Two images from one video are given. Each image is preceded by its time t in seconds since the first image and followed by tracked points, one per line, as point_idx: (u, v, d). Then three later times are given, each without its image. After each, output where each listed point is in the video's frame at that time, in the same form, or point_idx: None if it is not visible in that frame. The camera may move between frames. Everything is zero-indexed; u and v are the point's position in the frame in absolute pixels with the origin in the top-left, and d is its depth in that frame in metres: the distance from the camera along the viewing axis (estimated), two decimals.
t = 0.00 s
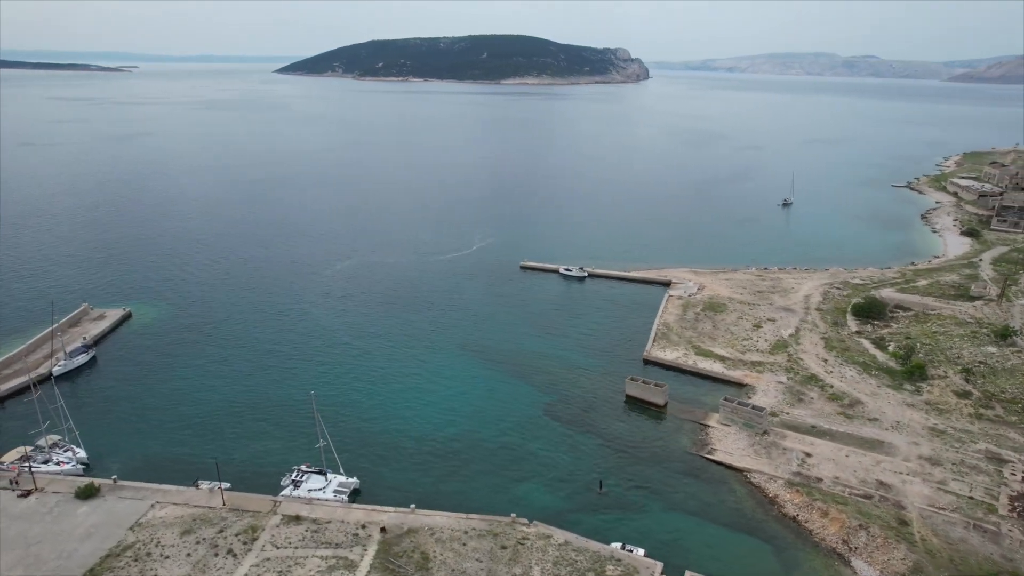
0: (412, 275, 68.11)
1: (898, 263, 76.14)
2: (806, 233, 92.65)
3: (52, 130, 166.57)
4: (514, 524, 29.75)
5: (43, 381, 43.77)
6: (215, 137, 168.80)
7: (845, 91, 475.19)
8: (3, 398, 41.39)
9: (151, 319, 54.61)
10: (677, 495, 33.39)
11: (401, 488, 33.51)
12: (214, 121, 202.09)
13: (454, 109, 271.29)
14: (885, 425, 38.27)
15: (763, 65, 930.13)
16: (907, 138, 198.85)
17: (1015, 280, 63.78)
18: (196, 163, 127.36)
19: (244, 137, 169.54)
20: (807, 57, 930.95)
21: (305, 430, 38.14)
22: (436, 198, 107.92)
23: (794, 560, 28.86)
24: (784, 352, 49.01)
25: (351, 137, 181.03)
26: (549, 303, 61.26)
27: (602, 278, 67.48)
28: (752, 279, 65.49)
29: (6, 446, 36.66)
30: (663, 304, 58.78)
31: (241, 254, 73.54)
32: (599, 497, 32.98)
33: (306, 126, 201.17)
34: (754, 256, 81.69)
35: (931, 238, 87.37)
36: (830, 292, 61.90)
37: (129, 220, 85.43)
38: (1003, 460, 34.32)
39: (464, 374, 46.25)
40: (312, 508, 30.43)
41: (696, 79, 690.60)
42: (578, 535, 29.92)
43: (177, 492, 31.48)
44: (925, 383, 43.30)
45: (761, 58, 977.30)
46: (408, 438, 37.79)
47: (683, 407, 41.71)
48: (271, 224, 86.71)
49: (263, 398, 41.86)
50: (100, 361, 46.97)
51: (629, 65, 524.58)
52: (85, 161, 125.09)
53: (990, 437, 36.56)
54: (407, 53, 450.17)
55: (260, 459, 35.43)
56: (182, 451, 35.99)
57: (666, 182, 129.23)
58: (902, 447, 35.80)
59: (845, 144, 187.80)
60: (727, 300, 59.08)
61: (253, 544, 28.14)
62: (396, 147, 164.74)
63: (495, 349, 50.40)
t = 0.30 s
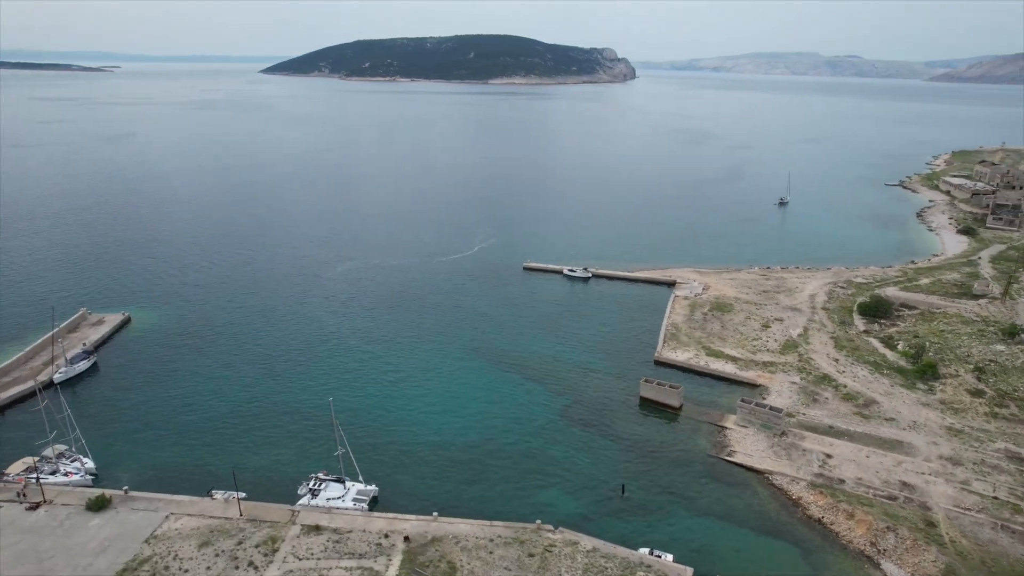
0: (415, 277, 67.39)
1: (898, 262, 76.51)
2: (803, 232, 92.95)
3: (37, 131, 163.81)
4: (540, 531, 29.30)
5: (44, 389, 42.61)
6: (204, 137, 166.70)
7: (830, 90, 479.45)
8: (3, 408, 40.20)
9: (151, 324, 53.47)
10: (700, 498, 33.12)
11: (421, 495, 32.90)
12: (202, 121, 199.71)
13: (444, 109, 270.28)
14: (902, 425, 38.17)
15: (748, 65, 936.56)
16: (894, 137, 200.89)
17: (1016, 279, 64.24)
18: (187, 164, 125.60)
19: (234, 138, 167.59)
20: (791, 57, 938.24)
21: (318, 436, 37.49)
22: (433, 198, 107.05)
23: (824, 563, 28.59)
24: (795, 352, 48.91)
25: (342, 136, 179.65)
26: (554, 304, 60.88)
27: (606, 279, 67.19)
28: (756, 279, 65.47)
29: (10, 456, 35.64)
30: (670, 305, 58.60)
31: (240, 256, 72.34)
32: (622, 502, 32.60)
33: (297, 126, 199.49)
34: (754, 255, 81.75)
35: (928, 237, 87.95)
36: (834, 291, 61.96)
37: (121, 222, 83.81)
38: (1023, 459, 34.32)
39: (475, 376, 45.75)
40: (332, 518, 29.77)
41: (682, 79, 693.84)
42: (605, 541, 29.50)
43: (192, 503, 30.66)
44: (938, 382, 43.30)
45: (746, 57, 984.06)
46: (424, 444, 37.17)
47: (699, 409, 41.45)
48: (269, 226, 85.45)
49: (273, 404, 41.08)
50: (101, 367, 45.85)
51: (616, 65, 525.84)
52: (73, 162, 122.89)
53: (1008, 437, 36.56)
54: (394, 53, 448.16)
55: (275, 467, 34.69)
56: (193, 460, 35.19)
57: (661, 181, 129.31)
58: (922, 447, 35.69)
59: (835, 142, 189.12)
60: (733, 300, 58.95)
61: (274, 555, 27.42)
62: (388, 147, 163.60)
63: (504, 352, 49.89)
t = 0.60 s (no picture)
0: (417, 279, 66.71)
1: (897, 260, 76.92)
2: (801, 231, 93.28)
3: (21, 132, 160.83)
4: (566, 538, 28.86)
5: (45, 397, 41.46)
6: (192, 138, 164.51)
7: (815, 89, 483.35)
8: (4, 417, 39.02)
9: (152, 328, 52.38)
10: (723, 501, 32.81)
11: (441, 503, 32.31)
12: (188, 121, 197.22)
13: (434, 109, 269.12)
14: (919, 425, 38.13)
15: (732, 64, 944.54)
16: (882, 136, 202.72)
17: (1017, 277, 64.67)
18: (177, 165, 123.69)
19: (222, 138, 165.43)
20: (776, 57, 945.30)
21: (331, 442, 36.79)
22: (429, 199, 106.29)
23: (853, 565, 28.33)
24: (805, 352, 48.85)
25: (332, 136, 178.17)
26: (560, 306, 60.45)
27: (609, 279, 66.88)
28: (760, 278, 65.46)
29: (14, 467, 34.62)
30: (676, 305, 58.41)
31: (238, 258, 71.18)
32: (645, 506, 32.23)
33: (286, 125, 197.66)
34: (754, 254, 81.73)
35: (925, 235, 88.53)
36: (839, 290, 62.03)
37: (114, 223, 82.24)
38: None
39: (486, 379, 45.22)
40: (353, 528, 29.09)
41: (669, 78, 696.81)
42: (632, 547, 29.11)
43: (208, 514, 29.88)
44: (950, 381, 43.36)
45: (731, 57, 990.19)
46: (440, 449, 36.60)
47: (714, 410, 41.20)
48: (266, 227, 84.24)
49: (284, 410, 40.29)
50: (102, 374, 44.75)
51: (603, 65, 526.82)
52: (60, 163, 120.69)
53: None
54: (381, 53, 445.84)
55: (289, 474, 33.94)
56: (204, 468, 34.38)
57: (655, 181, 129.33)
58: (941, 447, 35.60)
59: (824, 141, 190.43)
60: (739, 300, 58.88)
61: (296, 568, 26.70)
62: (380, 147, 162.42)
63: (514, 354, 49.36)
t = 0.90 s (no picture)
0: (420, 281, 65.97)
1: (897, 259, 77.31)
2: (799, 229, 93.57)
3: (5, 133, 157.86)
4: (594, 544, 28.44)
5: (46, 406, 40.37)
6: (180, 138, 162.17)
7: (801, 88, 487.19)
8: (4, 427, 37.91)
9: (153, 333, 51.30)
10: (746, 504, 32.53)
11: (462, 509, 31.72)
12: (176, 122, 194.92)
13: (423, 109, 267.77)
14: (936, 424, 38.08)
15: (718, 64, 950.16)
16: (870, 135, 204.34)
17: (1017, 275, 65.15)
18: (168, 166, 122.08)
19: (212, 138, 163.29)
20: (761, 56, 951.59)
21: (346, 448, 36.03)
22: (425, 199, 105.46)
23: (882, 568, 28.11)
24: (815, 352, 48.75)
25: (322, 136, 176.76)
26: (566, 307, 59.98)
27: (614, 280, 66.55)
28: (764, 277, 65.46)
29: (20, 479, 33.68)
30: (683, 306, 58.19)
31: (236, 260, 70.09)
32: (668, 510, 31.86)
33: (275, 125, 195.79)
34: (755, 254, 81.78)
35: (922, 233, 89.08)
36: (843, 289, 62.12)
37: (106, 225, 80.85)
38: None
39: (498, 381, 44.64)
40: (376, 537, 28.45)
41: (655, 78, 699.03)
42: (659, 552, 28.75)
43: (225, 524, 29.11)
44: (962, 380, 43.43)
45: (717, 57, 995.68)
46: (457, 454, 36.01)
47: (729, 411, 40.93)
48: (262, 228, 83.08)
49: (294, 416, 39.50)
50: (104, 381, 43.69)
51: (591, 64, 527.68)
52: (46, 165, 118.51)
53: None
54: (368, 53, 443.15)
55: (305, 483, 33.22)
56: (217, 478, 33.56)
57: (650, 180, 129.37)
58: (960, 447, 35.56)
59: (814, 141, 191.64)
60: (745, 300, 58.76)
61: None
62: (373, 147, 161.23)
63: (524, 356, 48.84)
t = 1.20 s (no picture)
0: (422, 282, 65.29)
1: (896, 257, 77.73)
2: (796, 228, 93.90)
3: None
4: (622, 550, 28.05)
5: (49, 415, 39.31)
6: (168, 138, 159.83)
7: (786, 88, 490.97)
8: (7, 437, 36.84)
9: (154, 338, 50.22)
10: (770, 506, 32.27)
11: (484, 516, 31.19)
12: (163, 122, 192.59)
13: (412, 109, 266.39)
14: (953, 423, 38.07)
15: (704, 63, 954.59)
16: (859, 134, 205.99)
17: (1018, 273, 65.68)
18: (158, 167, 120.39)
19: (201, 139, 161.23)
20: (746, 56, 957.62)
21: (361, 454, 35.37)
22: (421, 199, 104.61)
23: (912, 569, 27.94)
24: (826, 351, 48.66)
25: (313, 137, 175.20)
26: (572, 308, 59.56)
27: (618, 280, 66.26)
28: (768, 277, 65.45)
29: (26, 491, 32.73)
30: (690, 306, 58.01)
31: (234, 262, 69.09)
32: (692, 514, 31.55)
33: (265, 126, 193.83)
34: (755, 253, 81.86)
35: (919, 231, 89.69)
36: (847, 288, 62.21)
37: (100, 227, 79.50)
38: None
39: (510, 384, 44.12)
40: (400, 546, 27.85)
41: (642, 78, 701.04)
42: (688, 557, 28.41)
43: (244, 535, 28.37)
44: (974, 378, 43.53)
45: (703, 57, 1000.91)
46: (475, 459, 35.43)
47: (745, 412, 40.70)
48: (259, 229, 81.99)
49: (306, 421, 38.75)
50: (107, 388, 42.66)
51: (578, 64, 527.97)
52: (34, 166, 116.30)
53: None
54: (354, 53, 440.55)
55: (323, 491, 32.53)
56: (231, 487, 32.77)
57: (645, 180, 129.38)
58: (979, 446, 35.54)
59: (805, 140, 192.74)
60: (752, 300, 58.66)
61: None
62: (365, 147, 160.05)
63: (534, 357, 48.33)
